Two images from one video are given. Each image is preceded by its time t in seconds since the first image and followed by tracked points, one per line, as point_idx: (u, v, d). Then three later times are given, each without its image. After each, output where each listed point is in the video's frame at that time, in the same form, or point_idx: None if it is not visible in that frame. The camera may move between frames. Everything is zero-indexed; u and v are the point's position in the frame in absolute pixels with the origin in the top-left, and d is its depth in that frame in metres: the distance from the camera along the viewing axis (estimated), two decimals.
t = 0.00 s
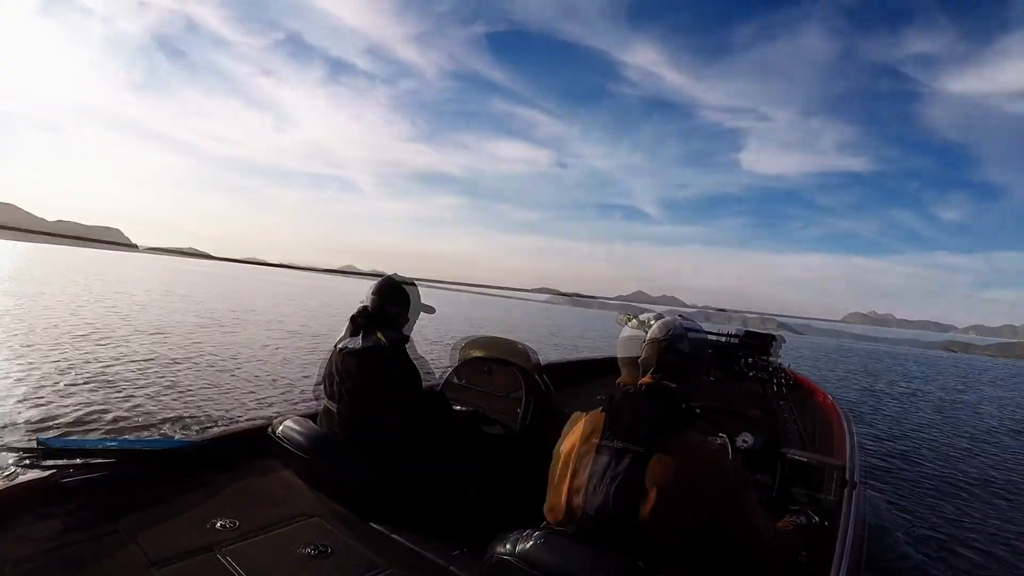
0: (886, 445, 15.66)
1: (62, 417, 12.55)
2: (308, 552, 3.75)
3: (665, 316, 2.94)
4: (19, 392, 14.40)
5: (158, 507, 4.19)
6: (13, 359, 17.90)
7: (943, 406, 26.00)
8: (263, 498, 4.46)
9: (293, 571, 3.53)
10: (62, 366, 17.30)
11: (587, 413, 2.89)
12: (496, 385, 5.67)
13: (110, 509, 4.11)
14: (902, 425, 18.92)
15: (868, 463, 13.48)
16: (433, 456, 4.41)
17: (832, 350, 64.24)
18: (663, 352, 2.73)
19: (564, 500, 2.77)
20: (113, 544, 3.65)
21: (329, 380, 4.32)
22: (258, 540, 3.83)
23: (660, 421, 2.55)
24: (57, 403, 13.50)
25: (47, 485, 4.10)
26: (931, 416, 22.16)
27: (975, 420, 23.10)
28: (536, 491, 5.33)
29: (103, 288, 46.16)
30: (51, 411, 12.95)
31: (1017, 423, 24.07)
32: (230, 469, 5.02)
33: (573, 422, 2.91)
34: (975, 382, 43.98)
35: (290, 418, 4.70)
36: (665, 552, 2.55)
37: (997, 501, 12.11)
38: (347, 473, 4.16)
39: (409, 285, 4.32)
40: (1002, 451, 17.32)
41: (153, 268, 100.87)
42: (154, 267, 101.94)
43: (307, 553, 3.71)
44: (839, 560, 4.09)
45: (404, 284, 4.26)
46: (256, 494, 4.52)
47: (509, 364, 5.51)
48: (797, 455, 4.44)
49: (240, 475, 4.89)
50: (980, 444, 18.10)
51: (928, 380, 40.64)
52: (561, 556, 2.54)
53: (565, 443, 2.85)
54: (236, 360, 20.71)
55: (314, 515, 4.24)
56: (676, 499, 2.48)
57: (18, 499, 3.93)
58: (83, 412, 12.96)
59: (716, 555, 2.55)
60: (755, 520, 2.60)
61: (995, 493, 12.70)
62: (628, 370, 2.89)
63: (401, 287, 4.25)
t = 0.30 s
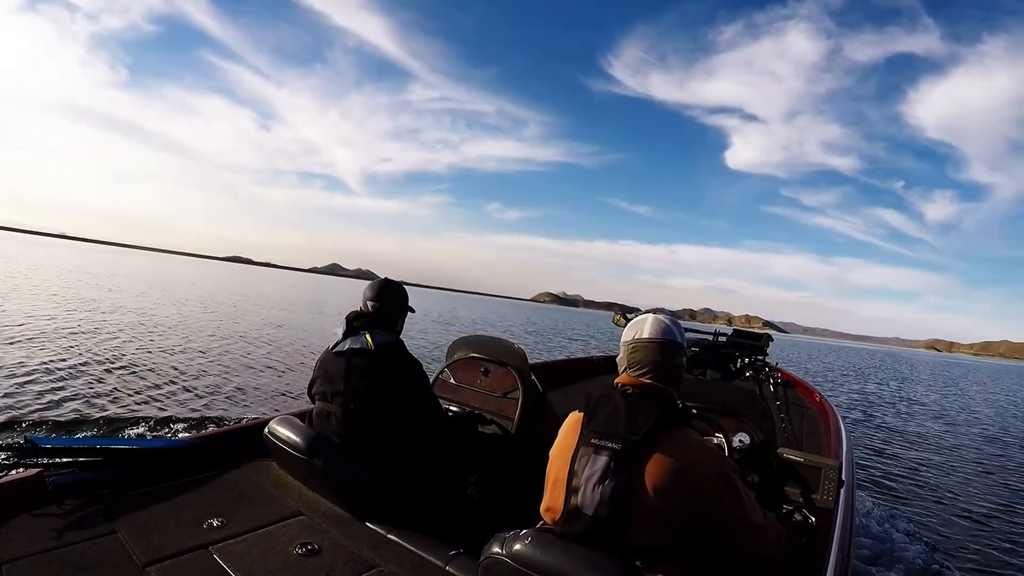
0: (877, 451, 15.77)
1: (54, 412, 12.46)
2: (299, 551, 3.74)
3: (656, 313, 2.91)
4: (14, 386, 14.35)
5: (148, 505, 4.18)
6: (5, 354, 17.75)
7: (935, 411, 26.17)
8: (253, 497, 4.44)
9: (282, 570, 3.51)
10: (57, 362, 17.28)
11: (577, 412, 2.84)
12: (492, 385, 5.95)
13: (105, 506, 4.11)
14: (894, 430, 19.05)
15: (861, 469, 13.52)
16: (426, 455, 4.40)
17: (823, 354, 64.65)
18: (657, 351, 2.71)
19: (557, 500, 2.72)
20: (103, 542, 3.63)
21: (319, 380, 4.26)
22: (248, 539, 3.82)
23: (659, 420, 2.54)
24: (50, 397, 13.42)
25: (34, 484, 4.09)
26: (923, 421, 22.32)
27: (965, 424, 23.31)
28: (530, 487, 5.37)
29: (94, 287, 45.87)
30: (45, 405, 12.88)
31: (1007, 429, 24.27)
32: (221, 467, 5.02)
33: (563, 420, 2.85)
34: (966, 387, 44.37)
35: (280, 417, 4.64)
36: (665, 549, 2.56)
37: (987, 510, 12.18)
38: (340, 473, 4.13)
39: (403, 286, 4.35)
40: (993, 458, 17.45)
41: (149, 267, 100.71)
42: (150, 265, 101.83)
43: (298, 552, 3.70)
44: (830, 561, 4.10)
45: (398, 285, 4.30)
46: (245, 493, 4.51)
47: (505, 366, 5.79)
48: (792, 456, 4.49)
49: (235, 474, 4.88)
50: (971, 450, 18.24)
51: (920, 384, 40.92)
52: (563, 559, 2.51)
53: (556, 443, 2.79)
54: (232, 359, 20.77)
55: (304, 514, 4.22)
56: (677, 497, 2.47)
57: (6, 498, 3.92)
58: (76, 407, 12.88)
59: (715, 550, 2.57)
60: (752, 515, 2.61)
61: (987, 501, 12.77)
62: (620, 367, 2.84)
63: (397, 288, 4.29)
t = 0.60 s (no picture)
0: (876, 455, 15.75)
1: (49, 412, 12.39)
2: (297, 549, 3.74)
3: (659, 313, 2.91)
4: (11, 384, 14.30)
5: (147, 505, 4.16)
6: None
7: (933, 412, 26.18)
8: (251, 496, 4.44)
9: (281, 569, 3.50)
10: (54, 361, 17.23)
11: (579, 411, 2.84)
12: (490, 384, 5.94)
13: (104, 505, 4.11)
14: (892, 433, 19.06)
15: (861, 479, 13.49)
16: (427, 455, 4.41)
17: (817, 357, 64.95)
18: (660, 350, 2.72)
19: (559, 499, 2.72)
20: (102, 541, 3.62)
21: (318, 379, 4.25)
22: (247, 538, 3.82)
23: (663, 420, 2.55)
24: (46, 398, 13.34)
25: (32, 482, 4.06)
26: (921, 423, 22.33)
27: (961, 426, 23.39)
28: (529, 487, 5.38)
29: (88, 286, 45.69)
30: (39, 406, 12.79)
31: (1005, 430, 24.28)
32: (220, 466, 5.01)
33: (565, 419, 2.85)
34: (963, 388, 44.45)
35: (280, 416, 4.65)
36: (666, 548, 2.56)
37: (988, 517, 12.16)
38: (339, 472, 4.12)
39: (403, 284, 4.35)
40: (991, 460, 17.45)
41: (145, 266, 100.41)
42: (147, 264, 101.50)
43: (296, 551, 3.70)
44: (829, 562, 4.09)
45: (397, 284, 4.30)
46: (243, 491, 4.50)
47: (504, 363, 5.81)
48: (792, 456, 4.46)
49: (233, 473, 4.88)
50: (968, 453, 18.24)
51: (917, 385, 40.97)
52: (565, 558, 2.51)
53: (558, 442, 2.79)
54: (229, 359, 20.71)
55: (302, 513, 4.22)
56: (680, 497, 2.48)
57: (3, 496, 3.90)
58: (70, 408, 12.81)
59: (716, 550, 2.57)
60: (753, 514, 2.62)
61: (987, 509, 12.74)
62: (624, 366, 2.84)
63: (396, 286, 4.28)
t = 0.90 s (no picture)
0: (875, 458, 15.76)
1: (50, 411, 12.39)
2: (298, 548, 3.74)
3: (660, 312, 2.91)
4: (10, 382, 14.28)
5: (148, 503, 4.17)
6: None
7: (932, 416, 26.21)
8: (252, 494, 4.44)
9: (281, 568, 3.51)
10: (54, 360, 17.24)
11: (582, 409, 2.85)
12: (491, 381, 5.94)
13: (104, 504, 4.10)
14: (891, 436, 19.08)
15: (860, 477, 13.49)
16: (427, 454, 4.41)
17: (816, 359, 65.04)
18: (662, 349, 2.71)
19: (561, 498, 2.72)
20: (103, 539, 3.63)
21: (318, 377, 4.25)
22: (247, 536, 3.82)
23: (666, 418, 2.55)
24: (48, 397, 13.35)
25: (34, 481, 4.06)
26: (920, 427, 22.35)
27: (960, 429, 23.41)
28: (528, 486, 5.39)
29: (88, 285, 45.64)
30: (41, 405, 12.80)
31: (1003, 433, 24.34)
32: (221, 464, 5.02)
33: (567, 417, 2.85)
34: (961, 390, 44.55)
35: (281, 414, 4.65)
36: (667, 547, 2.56)
37: (986, 516, 12.19)
38: (340, 471, 4.12)
39: (404, 283, 4.35)
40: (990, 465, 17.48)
41: (144, 265, 100.41)
42: (146, 263, 101.51)
43: (297, 550, 3.70)
44: (829, 562, 4.07)
45: (397, 281, 4.29)
46: (244, 490, 4.51)
47: (506, 360, 5.82)
48: (792, 455, 4.33)
49: (234, 471, 4.88)
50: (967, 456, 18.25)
51: (915, 387, 41.05)
52: (566, 555, 2.51)
53: (560, 440, 2.79)
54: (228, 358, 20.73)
55: (303, 511, 4.22)
56: (682, 496, 2.48)
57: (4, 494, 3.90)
58: (72, 407, 12.82)
59: (717, 549, 2.57)
60: (755, 513, 2.63)
61: (985, 509, 12.76)
62: (626, 364, 2.84)
63: (397, 284, 4.28)
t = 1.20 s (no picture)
0: (873, 466, 15.77)
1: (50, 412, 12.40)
2: (298, 546, 3.74)
3: (659, 310, 2.91)
4: (10, 381, 14.30)
5: (149, 500, 4.17)
6: None
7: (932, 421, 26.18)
8: (252, 493, 4.45)
9: (282, 566, 3.51)
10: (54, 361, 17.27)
11: (581, 408, 2.85)
12: (492, 381, 5.93)
13: (106, 501, 4.11)
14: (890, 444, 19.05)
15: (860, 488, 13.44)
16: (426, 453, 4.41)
17: (815, 363, 65.14)
18: (663, 348, 2.70)
19: (561, 497, 2.72)
20: (103, 537, 3.63)
21: (318, 376, 4.25)
22: (248, 535, 3.82)
23: (665, 417, 2.55)
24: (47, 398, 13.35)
25: (35, 478, 4.06)
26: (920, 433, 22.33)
27: (959, 434, 23.43)
28: (528, 486, 5.39)
29: (87, 284, 45.66)
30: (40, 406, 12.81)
31: (1004, 438, 24.31)
32: (221, 462, 5.02)
33: (567, 416, 2.85)
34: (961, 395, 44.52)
35: (281, 413, 4.65)
36: (667, 546, 2.57)
37: (985, 526, 12.17)
38: (340, 470, 4.11)
39: (402, 281, 4.34)
40: (991, 472, 17.44)
41: (144, 265, 100.38)
42: (146, 263, 101.44)
43: (298, 548, 3.70)
44: (829, 561, 4.07)
45: (396, 280, 4.28)
46: (245, 488, 4.51)
47: (507, 360, 5.81)
48: (792, 453, 4.33)
49: (234, 469, 4.87)
50: (966, 462, 18.27)
51: (915, 391, 41.02)
52: (566, 554, 2.52)
53: (560, 440, 2.80)
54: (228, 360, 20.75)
55: (303, 510, 4.23)
56: (683, 496, 2.48)
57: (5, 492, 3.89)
58: (71, 408, 12.82)
59: (716, 550, 2.58)
60: (754, 513, 2.63)
61: (985, 518, 12.75)
62: (625, 363, 2.84)
63: (395, 283, 4.27)
